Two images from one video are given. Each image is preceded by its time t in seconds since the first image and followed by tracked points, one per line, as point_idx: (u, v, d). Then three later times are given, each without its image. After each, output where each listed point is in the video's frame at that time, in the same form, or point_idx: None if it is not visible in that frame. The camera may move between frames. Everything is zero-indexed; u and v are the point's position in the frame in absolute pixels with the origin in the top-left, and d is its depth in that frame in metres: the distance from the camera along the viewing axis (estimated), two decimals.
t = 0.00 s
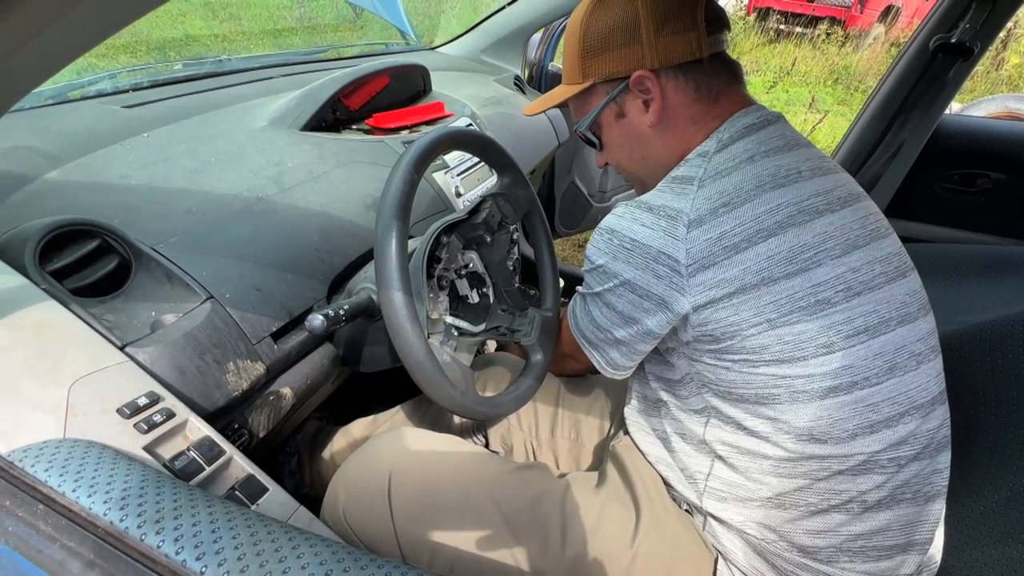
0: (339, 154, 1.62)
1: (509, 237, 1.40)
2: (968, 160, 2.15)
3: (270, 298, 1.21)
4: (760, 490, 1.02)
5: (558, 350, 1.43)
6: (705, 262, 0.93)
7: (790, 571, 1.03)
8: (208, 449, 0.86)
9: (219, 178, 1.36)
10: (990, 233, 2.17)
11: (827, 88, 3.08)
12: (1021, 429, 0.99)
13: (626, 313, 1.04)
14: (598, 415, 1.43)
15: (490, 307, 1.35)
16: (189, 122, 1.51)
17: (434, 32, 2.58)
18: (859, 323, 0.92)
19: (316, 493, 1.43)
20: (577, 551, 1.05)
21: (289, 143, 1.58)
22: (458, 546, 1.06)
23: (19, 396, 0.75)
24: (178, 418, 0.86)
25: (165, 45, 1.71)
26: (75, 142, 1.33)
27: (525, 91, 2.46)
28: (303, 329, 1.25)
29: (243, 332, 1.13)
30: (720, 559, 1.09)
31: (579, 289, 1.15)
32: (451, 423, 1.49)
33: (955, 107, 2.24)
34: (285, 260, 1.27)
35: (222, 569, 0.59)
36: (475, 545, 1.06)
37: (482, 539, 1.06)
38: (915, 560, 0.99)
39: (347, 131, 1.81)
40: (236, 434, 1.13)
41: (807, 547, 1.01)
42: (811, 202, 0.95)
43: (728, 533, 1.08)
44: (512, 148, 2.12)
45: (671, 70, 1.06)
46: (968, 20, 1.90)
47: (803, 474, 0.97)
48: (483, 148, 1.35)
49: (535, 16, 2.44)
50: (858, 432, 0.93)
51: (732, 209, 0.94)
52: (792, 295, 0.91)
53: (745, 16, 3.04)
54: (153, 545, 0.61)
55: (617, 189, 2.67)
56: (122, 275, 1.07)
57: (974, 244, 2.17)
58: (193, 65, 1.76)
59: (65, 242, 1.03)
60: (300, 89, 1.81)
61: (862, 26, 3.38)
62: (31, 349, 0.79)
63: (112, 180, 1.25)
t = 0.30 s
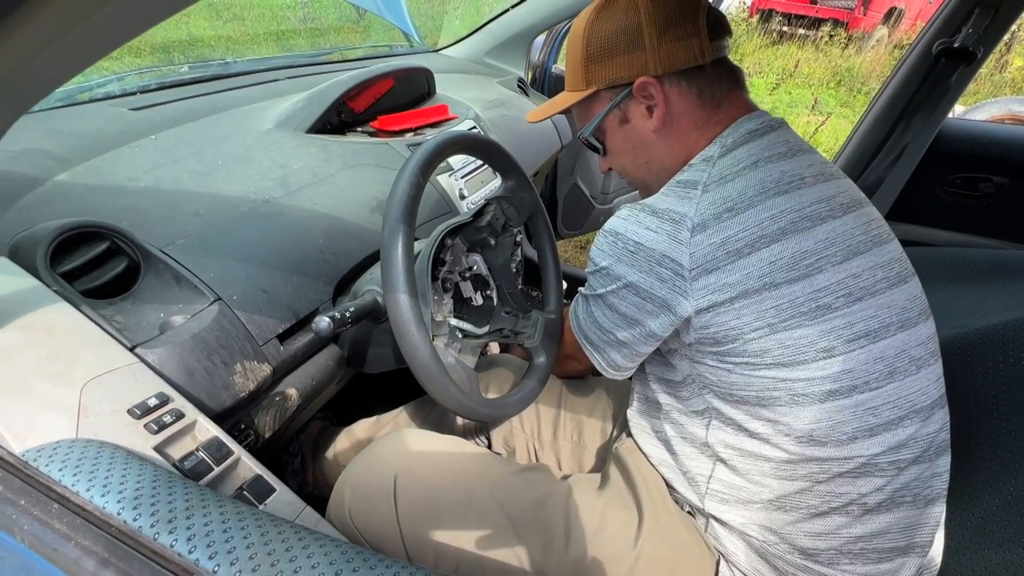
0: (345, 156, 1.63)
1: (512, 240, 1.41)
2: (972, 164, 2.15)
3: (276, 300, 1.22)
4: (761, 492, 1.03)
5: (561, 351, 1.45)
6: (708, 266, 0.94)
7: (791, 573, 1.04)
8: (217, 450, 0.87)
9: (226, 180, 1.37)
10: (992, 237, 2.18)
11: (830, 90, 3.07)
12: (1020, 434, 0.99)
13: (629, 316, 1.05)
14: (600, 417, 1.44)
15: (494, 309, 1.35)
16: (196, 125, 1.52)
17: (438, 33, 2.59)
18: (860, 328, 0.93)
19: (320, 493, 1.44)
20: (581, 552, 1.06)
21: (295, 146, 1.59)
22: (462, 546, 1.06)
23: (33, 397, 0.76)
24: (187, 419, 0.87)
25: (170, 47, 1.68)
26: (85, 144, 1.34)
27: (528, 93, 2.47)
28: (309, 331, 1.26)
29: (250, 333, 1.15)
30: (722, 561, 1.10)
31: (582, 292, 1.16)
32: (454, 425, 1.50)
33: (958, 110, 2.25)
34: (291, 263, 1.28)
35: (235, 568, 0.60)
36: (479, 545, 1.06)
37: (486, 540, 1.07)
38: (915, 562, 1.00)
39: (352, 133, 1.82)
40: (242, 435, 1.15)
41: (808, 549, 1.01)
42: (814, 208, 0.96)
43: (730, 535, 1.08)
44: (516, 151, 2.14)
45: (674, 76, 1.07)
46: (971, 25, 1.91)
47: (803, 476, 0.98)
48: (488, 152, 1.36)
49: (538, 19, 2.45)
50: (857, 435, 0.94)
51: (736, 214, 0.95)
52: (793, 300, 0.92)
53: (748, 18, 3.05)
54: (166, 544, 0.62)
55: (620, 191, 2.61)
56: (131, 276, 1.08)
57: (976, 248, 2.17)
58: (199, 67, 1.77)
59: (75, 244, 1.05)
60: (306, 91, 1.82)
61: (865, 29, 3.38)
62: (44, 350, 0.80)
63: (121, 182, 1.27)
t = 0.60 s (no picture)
0: (351, 154, 1.65)
1: (517, 238, 1.41)
2: (975, 165, 2.16)
3: (284, 295, 1.23)
4: (761, 486, 1.04)
5: (562, 347, 1.46)
6: (705, 259, 0.95)
7: (794, 567, 1.04)
8: (227, 442, 0.89)
9: (234, 177, 1.39)
10: (995, 238, 2.18)
11: (832, 92, 3.10)
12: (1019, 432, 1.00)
13: (627, 308, 1.06)
14: (603, 414, 1.45)
15: (499, 306, 1.37)
16: (204, 122, 1.54)
17: (442, 33, 2.60)
18: (855, 322, 0.94)
19: (325, 487, 1.46)
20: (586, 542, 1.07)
21: (301, 143, 1.60)
22: (469, 537, 1.07)
23: (49, 387, 0.77)
24: (198, 411, 0.88)
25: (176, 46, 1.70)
26: (95, 140, 1.35)
27: (533, 93, 2.48)
28: (316, 326, 1.28)
29: (259, 328, 1.16)
30: (724, 553, 1.10)
31: (582, 286, 1.17)
32: (458, 421, 1.52)
33: (963, 112, 2.24)
34: (298, 259, 1.30)
35: (249, 554, 0.61)
36: (485, 535, 1.08)
37: (492, 530, 1.08)
38: (914, 555, 1.00)
39: (358, 131, 1.83)
40: (250, 428, 1.16)
41: (808, 542, 1.02)
42: (810, 206, 0.97)
43: (732, 528, 1.09)
44: (521, 150, 2.15)
45: (678, 75, 1.08)
46: (975, 26, 1.92)
47: (802, 469, 0.99)
48: (493, 150, 1.37)
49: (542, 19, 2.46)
50: (854, 427, 0.95)
51: (734, 209, 0.96)
52: (789, 293, 0.93)
53: (751, 20, 3.07)
54: (182, 530, 0.63)
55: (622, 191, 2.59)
56: (142, 270, 1.10)
57: (979, 248, 2.18)
58: (206, 66, 1.79)
59: (87, 238, 1.06)
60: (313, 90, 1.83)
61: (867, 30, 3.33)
62: (59, 342, 0.81)
63: (131, 178, 1.28)
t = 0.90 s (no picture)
0: (360, 154, 1.65)
1: (525, 238, 1.42)
2: (983, 168, 2.16)
3: (294, 294, 1.24)
4: (768, 488, 1.04)
5: (571, 348, 1.45)
6: (716, 255, 0.96)
7: (802, 569, 1.05)
8: (240, 439, 0.89)
9: (244, 176, 1.39)
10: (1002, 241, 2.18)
11: (838, 92, 3.10)
12: None
13: (636, 304, 1.06)
14: (610, 415, 1.45)
15: (506, 306, 1.37)
16: (215, 121, 1.55)
17: (446, 33, 2.62)
18: (865, 323, 0.94)
19: (333, 486, 1.47)
20: (595, 539, 1.08)
21: (311, 143, 1.61)
22: (482, 533, 1.08)
23: (68, 383, 0.78)
24: (212, 409, 0.89)
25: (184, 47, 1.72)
26: (108, 139, 1.36)
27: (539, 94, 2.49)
28: (326, 325, 1.28)
29: (270, 327, 1.17)
30: (732, 555, 1.11)
31: (592, 284, 1.17)
32: (465, 419, 1.52)
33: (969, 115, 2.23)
34: (308, 258, 1.30)
35: (269, 550, 0.61)
36: (495, 531, 1.08)
37: (503, 527, 1.09)
38: (923, 559, 1.00)
39: (367, 131, 1.84)
40: (260, 426, 1.17)
41: (817, 545, 1.02)
42: (823, 205, 0.97)
43: (740, 529, 1.09)
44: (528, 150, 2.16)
45: (690, 74, 1.08)
46: (984, 30, 1.91)
47: (809, 471, 0.99)
48: (504, 150, 1.37)
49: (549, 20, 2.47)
50: (862, 429, 0.95)
51: (746, 206, 0.96)
52: (800, 292, 0.93)
53: (757, 21, 3.08)
54: (201, 526, 0.63)
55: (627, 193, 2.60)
56: (154, 269, 1.10)
57: (987, 251, 2.17)
58: (216, 66, 1.80)
59: (101, 236, 1.07)
60: (321, 90, 1.84)
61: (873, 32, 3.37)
62: (76, 338, 0.82)
63: (143, 176, 1.29)
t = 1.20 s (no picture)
0: (366, 153, 1.66)
1: (531, 238, 1.41)
2: (990, 171, 2.16)
3: (301, 292, 1.24)
4: (775, 492, 1.04)
5: (577, 349, 1.45)
6: (730, 261, 0.96)
7: (805, 572, 1.05)
8: (248, 436, 0.90)
9: (252, 175, 1.40)
10: (1009, 244, 2.18)
11: (843, 94, 3.09)
12: None
13: (648, 310, 1.06)
14: (614, 416, 1.45)
15: (512, 306, 1.38)
16: (222, 120, 1.55)
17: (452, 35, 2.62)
18: (879, 330, 0.94)
19: (337, 484, 1.47)
20: (601, 545, 1.08)
21: (317, 141, 1.61)
22: (487, 533, 1.09)
23: (78, 379, 0.78)
24: (220, 405, 0.89)
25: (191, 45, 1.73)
26: (117, 137, 1.36)
27: (544, 93, 2.49)
28: (332, 323, 1.28)
29: (277, 324, 1.17)
30: (738, 560, 1.11)
31: (603, 287, 1.17)
32: (469, 419, 1.52)
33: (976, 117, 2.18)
34: (315, 256, 1.31)
35: (279, 546, 0.62)
36: (500, 531, 1.09)
37: (511, 530, 1.09)
38: (931, 566, 1.01)
39: (373, 131, 1.84)
40: (267, 424, 1.17)
41: (823, 550, 1.02)
42: (840, 208, 0.97)
43: (744, 534, 1.09)
44: (533, 150, 2.17)
45: (699, 74, 1.08)
46: (992, 32, 1.91)
47: (818, 476, 0.99)
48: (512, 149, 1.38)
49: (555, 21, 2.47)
50: (873, 436, 0.95)
51: (762, 210, 0.96)
52: (814, 299, 0.93)
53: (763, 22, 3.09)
54: (211, 522, 0.63)
55: (631, 193, 2.65)
56: (163, 265, 1.11)
57: (993, 254, 2.18)
58: (224, 65, 1.80)
59: (111, 233, 1.07)
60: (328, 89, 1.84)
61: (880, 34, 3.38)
62: (87, 334, 0.82)
63: (152, 174, 1.29)
